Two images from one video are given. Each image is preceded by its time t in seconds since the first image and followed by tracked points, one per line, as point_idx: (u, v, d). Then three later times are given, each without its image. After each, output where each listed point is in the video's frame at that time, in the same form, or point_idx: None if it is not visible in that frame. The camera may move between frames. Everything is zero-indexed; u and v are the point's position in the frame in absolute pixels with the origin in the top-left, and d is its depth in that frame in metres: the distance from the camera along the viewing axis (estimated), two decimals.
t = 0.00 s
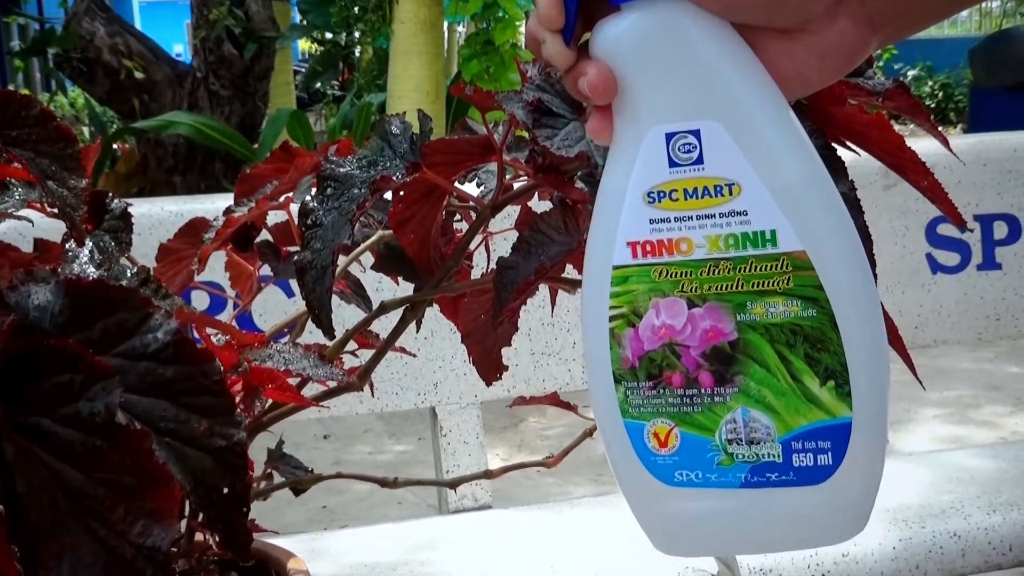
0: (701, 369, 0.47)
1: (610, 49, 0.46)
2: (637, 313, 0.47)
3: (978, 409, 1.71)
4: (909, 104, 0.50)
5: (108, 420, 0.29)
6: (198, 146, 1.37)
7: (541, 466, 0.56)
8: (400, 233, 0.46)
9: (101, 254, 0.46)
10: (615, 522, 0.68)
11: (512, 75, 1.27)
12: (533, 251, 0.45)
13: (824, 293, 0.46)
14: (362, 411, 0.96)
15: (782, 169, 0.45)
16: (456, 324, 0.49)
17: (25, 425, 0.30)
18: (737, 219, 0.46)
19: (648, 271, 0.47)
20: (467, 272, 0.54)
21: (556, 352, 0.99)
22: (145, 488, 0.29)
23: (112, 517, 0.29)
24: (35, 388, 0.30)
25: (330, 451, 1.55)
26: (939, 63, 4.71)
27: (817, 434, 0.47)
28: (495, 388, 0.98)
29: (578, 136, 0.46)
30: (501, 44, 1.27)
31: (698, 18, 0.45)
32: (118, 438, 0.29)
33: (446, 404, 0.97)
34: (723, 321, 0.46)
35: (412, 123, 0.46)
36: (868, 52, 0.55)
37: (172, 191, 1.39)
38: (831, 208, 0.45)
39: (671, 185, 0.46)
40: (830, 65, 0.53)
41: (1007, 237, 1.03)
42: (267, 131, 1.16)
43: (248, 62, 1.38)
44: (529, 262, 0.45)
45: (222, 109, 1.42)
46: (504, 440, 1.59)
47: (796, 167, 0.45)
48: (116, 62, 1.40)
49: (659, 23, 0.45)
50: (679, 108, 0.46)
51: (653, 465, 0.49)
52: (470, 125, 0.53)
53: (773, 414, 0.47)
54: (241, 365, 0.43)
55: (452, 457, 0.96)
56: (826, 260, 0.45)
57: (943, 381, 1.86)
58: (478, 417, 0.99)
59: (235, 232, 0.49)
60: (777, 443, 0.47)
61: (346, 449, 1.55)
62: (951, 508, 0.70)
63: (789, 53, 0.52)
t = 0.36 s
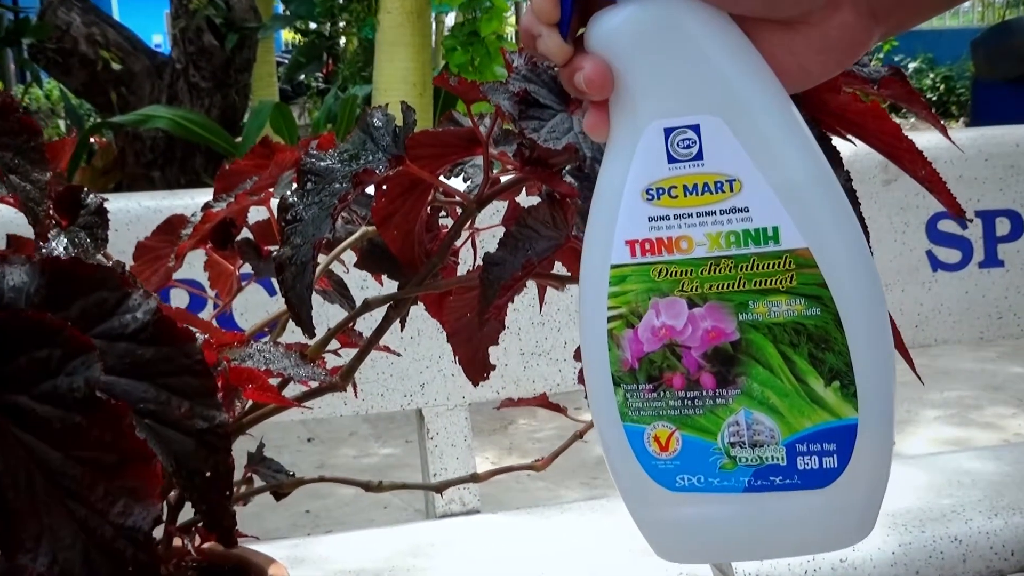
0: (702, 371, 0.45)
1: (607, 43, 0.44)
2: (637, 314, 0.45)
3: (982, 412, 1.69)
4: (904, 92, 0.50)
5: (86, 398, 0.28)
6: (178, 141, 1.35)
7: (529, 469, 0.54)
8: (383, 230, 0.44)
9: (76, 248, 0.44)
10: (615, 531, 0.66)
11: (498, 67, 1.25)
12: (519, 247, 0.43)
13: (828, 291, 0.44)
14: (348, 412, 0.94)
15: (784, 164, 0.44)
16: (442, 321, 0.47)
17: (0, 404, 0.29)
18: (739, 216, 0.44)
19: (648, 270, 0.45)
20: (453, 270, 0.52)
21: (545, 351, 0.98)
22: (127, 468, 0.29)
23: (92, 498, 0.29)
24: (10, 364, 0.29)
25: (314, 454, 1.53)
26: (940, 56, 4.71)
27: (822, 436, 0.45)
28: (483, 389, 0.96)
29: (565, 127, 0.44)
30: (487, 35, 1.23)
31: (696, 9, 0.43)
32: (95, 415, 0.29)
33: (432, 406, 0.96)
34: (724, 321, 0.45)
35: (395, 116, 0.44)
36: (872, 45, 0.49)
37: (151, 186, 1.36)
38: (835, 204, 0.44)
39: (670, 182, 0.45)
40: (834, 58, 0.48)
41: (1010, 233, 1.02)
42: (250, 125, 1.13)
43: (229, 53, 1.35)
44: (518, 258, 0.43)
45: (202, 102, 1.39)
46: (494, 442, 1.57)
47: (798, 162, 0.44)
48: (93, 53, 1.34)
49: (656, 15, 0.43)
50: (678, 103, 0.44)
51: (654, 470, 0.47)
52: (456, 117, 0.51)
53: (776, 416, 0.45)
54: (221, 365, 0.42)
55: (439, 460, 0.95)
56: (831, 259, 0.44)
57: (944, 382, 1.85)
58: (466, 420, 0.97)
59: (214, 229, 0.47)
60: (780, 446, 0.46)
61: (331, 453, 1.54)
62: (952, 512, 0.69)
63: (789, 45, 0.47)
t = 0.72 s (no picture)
0: (690, 377, 0.44)
1: (596, 40, 0.42)
2: (625, 318, 0.44)
3: (981, 413, 1.68)
4: (902, 86, 0.47)
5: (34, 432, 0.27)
6: (156, 134, 1.26)
7: (516, 470, 0.53)
8: (365, 225, 0.43)
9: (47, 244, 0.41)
10: (597, 537, 0.64)
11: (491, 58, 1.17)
12: (505, 244, 0.42)
13: (818, 298, 0.43)
14: (330, 412, 0.93)
15: (775, 167, 0.42)
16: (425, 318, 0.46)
17: None
18: (728, 220, 0.43)
19: (635, 274, 0.44)
20: (438, 265, 0.51)
21: (536, 350, 0.96)
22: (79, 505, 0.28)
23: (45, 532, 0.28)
24: None
25: (296, 456, 1.52)
26: (943, 45, 4.69)
27: (811, 445, 0.44)
28: (469, 390, 0.95)
29: (552, 122, 0.42)
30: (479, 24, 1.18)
31: (688, 8, 0.42)
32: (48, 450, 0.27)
33: (418, 406, 0.94)
34: (713, 326, 0.44)
35: (377, 107, 0.43)
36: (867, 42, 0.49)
37: (127, 180, 1.28)
38: (828, 208, 0.42)
39: (658, 184, 0.43)
40: (830, 56, 0.48)
41: (1011, 230, 1.01)
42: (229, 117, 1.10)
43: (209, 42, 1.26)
44: (502, 256, 0.42)
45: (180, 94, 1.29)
46: (482, 444, 1.56)
47: (788, 166, 0.42)
48: (69, 43, 1.23)
49: (647, 14, 0.42)
50: (667, 103, 0.42)
51: (641, 477, 0.46)
52: (440, 110, 0.50)
53: (764, 424, 0.44)
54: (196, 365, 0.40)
55: (424, 462, 0.93)
56: (822, 265, 0.42)
57: (945, 383, 1.84)
58: (453, 420, 0.95)
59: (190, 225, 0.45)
60: (769, 454, 0.44)
61: (314, 455, 1.52)
62: (951, 516, 0.67)
63: (782, 43, 0.47)
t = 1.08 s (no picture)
0: (672, 380, 0.43)
1: (580, 33, 0.41)
2: (607, 319, 0.43)
3: (982, 414, 1.67)
4: (896, 82, 0.44)
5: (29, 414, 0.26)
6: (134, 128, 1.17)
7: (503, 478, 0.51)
8: (345, 223, 0.41)
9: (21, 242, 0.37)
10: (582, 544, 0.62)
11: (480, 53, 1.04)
12: (490, 243, 0.41)
13: (802, 301, 0.41)
14: (313, 415, 0.91)
15: (760, 165, 0.41)
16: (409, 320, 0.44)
17: None
18: (712, 219, 0.41)
19: (618, 274, 0.42)
20: (421, 265, 0.49)
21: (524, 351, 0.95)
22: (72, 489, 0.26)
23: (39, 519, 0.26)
24: None
25: (278, 462, 1.50)
26: (943, 39, 4.65)
27: (795, 450, 0.43)
28: (456, 394, 0.93)
29: (538, 117, 0.41)
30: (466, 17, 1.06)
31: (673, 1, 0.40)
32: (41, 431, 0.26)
33: (403, 410, 0.93)
34: (696, 328, 0.42)
35: (360, 103, 0.41)
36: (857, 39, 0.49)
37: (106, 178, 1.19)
38: (814, 208, 0.41)
39: (642, 182, 0.42)
40: (819, 52, 0.48)
41: (1011, 228, 0.99)
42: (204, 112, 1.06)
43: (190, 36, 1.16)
44: (485, 255, 0.40)
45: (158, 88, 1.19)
46: (470, 448, 1.55)
47: (773, 165, 0.41)
48: (44, 36, 1.11)
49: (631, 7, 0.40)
50: (651, 99, 0.41)
51: (622, 481, 0.45)
52: (424, 105, 0.48)
53: (747, 428, 0.43)
54: (172, 366, 0.38)
55: (410, 467, 0.92)
56: (806, 267, 0.41)
57: (946, 384, 1.82)
58: (439, 424, 0.94)
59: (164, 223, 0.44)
60: (752, 459, 0.43)
61: (297, 460, 1.51)
62: (950, 521, 0.66)
63: (772, 38, 0.47)
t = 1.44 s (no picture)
0: (657, 386, 0.41)
1: (559, 30, 0.39)
2: (589, 323, 0.41)
3: (981, 417, 1.67)
4: (886, 78, 0.43)
5: None
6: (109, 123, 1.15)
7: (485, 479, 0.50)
8: (322, 220, 0.40)
9: None
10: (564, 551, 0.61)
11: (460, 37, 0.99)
12: (469, 241, 0.39)
13: (790, 304, 0.40)
14: (292, 419, 0.90)
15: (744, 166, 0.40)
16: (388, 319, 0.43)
17: None
18: (696, 220, 0.40)
19: (600, 277, 0.41)
20: (400, 264, 0.48)
21: (508, 353, 0.93)
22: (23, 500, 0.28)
23: None
24: None
25: (257, 467, 1.49)
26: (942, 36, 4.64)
27: (783, 458, 0.41)
28: (439, 398, 0.92)
29: (519, 112, 0.40)
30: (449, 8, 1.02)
31: None
32: None
33: (386, 413, 0.91)
34: (680, 332, 0.41)
35: (335, 96, 0.39)
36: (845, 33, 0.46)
37: (78, 175, 1.16)
38: (799, 209, 0.40)
39: (623, 183, 0.41)
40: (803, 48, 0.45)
41: (1009, 226, 0.98)
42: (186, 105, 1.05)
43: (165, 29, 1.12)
44: (466, 252, 0.39)
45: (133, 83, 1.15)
46: (456, 453, 1.53)
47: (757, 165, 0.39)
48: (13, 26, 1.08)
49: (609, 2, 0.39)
50: (632, 98, 0.40)
51: (606, 491, 0.43)
52: (402, 99, 0.47)
53: (734, 434, 0.41)
54: (140, 370, 0.36)
55: (392, 472, 0.90)
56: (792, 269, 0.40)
57: (944, 387, 1.81)
58: (421, 427, 0.93)
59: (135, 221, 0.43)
60: (739, 466, 0.42)
61: (276, 465, 1.49)
62: (946, 526, 0.65)
63: (755, 35, 0.45)
